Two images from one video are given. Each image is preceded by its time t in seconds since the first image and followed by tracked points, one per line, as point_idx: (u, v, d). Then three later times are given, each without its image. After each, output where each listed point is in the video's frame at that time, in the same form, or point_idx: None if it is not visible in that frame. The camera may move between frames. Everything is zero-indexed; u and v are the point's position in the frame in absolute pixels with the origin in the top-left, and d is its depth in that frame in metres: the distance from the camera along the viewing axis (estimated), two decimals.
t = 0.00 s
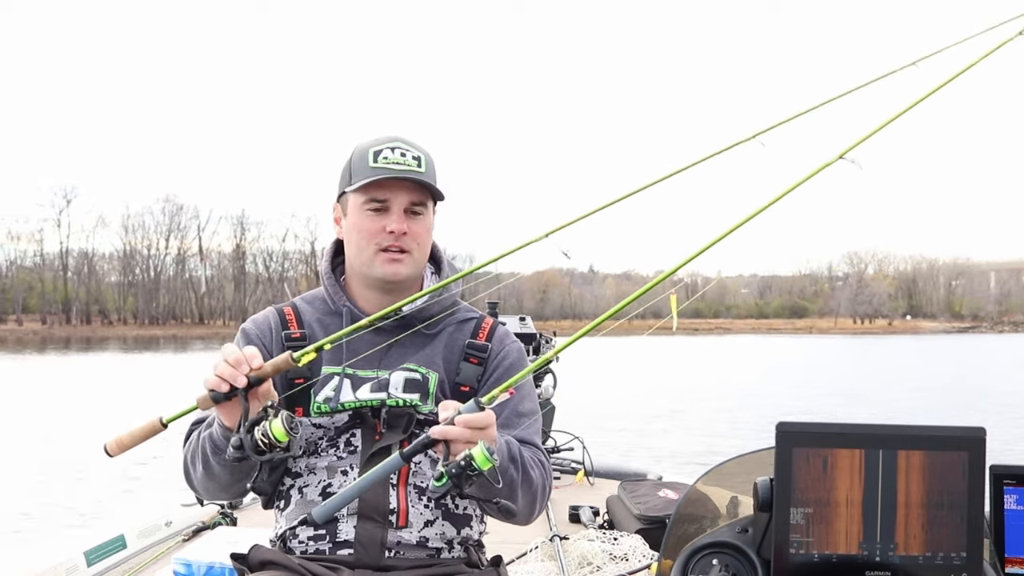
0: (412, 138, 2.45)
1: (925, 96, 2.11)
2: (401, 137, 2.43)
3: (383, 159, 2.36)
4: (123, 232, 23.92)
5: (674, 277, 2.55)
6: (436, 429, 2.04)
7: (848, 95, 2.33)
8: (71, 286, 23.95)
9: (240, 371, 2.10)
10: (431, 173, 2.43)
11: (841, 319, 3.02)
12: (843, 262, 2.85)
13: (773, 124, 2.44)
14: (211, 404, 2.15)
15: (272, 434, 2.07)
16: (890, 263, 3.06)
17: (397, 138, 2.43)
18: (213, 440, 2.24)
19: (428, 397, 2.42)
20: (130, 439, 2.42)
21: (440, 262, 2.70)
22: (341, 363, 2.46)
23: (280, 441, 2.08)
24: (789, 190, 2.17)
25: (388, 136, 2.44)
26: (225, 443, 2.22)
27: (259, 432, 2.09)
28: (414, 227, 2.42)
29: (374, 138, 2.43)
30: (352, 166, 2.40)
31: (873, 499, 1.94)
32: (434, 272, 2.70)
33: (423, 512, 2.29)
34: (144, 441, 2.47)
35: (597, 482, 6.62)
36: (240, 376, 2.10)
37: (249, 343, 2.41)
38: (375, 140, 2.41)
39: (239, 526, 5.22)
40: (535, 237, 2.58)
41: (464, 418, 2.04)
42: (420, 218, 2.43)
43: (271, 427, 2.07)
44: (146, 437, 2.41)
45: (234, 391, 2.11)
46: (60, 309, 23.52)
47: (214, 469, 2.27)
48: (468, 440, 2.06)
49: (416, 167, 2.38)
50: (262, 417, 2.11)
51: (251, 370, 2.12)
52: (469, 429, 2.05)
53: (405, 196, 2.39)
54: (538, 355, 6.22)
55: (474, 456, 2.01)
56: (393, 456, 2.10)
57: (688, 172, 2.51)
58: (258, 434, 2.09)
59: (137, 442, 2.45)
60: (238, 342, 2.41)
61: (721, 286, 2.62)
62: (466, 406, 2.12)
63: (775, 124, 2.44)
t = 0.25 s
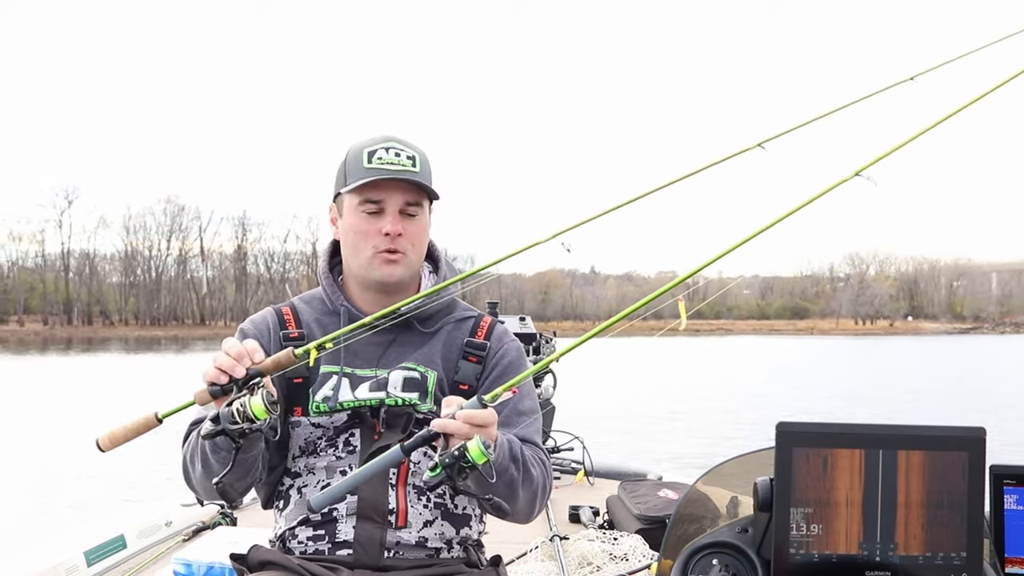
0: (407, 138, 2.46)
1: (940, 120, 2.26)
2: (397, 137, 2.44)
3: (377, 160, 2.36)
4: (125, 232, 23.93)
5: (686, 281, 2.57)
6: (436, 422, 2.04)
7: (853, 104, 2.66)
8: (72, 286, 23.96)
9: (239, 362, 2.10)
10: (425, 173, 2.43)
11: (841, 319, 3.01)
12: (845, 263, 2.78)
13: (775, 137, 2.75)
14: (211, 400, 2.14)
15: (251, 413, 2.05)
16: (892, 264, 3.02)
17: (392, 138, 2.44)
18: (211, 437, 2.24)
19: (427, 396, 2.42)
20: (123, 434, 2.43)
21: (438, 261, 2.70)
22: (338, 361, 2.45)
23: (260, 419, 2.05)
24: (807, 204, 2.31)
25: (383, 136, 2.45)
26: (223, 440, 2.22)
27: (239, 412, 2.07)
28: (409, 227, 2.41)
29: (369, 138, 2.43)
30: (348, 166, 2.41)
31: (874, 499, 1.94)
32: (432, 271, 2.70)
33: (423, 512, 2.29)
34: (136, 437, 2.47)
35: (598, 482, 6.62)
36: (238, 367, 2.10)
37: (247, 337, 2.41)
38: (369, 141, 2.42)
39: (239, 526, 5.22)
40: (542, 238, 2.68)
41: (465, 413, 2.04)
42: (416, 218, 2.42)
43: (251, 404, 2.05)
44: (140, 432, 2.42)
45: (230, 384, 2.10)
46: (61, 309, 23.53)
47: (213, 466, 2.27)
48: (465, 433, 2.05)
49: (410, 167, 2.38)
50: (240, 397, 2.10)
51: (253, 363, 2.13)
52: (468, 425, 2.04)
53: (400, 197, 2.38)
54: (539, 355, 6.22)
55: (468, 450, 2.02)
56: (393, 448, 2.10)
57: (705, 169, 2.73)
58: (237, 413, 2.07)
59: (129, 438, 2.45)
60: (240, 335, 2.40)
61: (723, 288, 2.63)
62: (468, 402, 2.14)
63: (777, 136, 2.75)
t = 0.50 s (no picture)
0: (398, 138, 2.46)
1: (953, 126, 2.08)
2: (388, 137, 2.44)
3: (364, 159, 2.37)
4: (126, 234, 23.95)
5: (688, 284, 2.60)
6: (432, 416, 2.05)
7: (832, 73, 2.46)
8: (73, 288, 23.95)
9: (235, 356, 2.10)
10: (413, 173, 2.42)
11: (842, 318, 3.03)
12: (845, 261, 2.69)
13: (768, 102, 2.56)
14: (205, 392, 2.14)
15: (264, 417, 2.07)
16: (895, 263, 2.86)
17: (383, 138, 2.44)
18: (207, 434, 2.24)
19: (425, 397, 2.42)
20: (122, 429, 2.45)
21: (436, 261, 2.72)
22: (336, 362, 2.47)
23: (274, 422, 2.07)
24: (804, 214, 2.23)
25: (375, 136, 2.45)
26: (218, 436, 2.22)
27: (253, 415, 2.09)
28: (392, 227, 2.41)
29: (361, 138, 2.45)
30: (337, 166, 2.43)
31: (874, 499, 1.94)
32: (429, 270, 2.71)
33: (422, 512, 2.29)
34: (137, 431, 2.49)
35: (598, 482, 6.63)
36: (235, 362, 2.09)
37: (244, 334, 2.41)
38: (360, 141, 2.43)
39: (239, 526, 5.22)
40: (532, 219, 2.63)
41: (461, 409, 2.04)
42: (400, 218, 2.41)
43: (264, 409, 2.07)
44: (139, 424, 2.44)
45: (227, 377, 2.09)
46: (63, 311, 23.57)
47: (208, 464, 2.27)
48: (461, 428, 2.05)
49: (396, 167, 2.38)
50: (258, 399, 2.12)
51: (247, 356, 2.10)
52: (464, 419, 2.04)
53: (382, 196, 2.38)
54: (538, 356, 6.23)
55: (468, 448, 2.02)
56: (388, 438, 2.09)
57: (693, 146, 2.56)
58: (251, 416, 2.09)
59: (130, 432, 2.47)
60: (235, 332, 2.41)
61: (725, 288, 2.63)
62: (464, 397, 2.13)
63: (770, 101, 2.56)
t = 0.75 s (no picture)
0: (397, 139, 2.46)
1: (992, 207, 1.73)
2: (387, 138, 2.45)
3: (363, 161, 2.37)
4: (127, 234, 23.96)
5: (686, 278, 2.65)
6: (438, 422, 2.04)
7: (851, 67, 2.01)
8: (75, 289, 23.98)
9: (233, 374, 2.05)
10: (413, 174, 2.42)
11: (843, 317, 2.98)
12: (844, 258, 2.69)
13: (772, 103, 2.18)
14: (205, 404, 2.11)
15: (288, 429, 2.07)
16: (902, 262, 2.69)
17: (382, 139, 2.45)
18: (206, 437, 2.24)
19: (425, 398, 2.42)
20: (128, 437, 2.42)
21: (436, 261, 2.72)
22: (337, 364, 2.47)
23: (297, 433, 2.08)
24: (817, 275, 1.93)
25: (374, 137, 2.46)
26: (217, 440, 2.22)
27: (278, 431, 2.09)
28: (393, 229, 2.40)
29: (360, 140, 2.45)
30: (336, 168, 2.43)
31: (874, 498, 1.94)
32: (430, 270, 2.72)
33: (423, 513, 2.29)
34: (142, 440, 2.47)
35: (598, 482, 6.63)
36: (235, 380, 2.05)
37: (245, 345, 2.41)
38: (359, 142, 2.43)
39: (239, 526, 5.22)
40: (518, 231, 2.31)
41: (467, 415, 2.04)
42: (401, 219, 2.41)
43: (288, 421, 2.08)
44: (145, 436, 2.41)
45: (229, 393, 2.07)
46: (64, 311, 23.60)
47: (207, 466, 2.28)
48: (472, 436, 2.06)
49: (394, 168, 2.38)
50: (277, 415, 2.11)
51: (244, 372, 2.06)
52: (472, 425, 2.04)
53: (382, 198, 2.38)
54: (539, 356, 6.23)
55: (481, 464, 2.06)
56: (384, 430, 2.16)
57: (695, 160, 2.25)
58: (276, 433, 2.09)
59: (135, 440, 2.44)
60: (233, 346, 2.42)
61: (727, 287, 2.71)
62: (469, 401, 2.07)
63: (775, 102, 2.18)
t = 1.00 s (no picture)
0: (399, 140, 2.46)
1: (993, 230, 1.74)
2: (389, 138, 2.45)
3: (365, 162, 2.37)
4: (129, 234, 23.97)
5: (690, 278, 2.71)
6: (444, 422, 2.06)
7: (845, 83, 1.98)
8: (77, 288, 24.03)
9: (238, 377, 2.05)
10: (415, 175, 2.42)
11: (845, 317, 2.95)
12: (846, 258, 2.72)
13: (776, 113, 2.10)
14: (209, 406, 2.12)
15: (290, 435, 2.08)
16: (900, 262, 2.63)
17: (384, 140, 2.44)
18: (210, 439, 2.24)
19: (428, 399, 2.43)
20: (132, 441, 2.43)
21: (439, 261, 2.72)
22: (340, 364, 2.47)
23: (300, 440, 2.09)
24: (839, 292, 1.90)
25: (376, 138, 2.46)
26: (220, 442, 2.22)
27: (280, 437, 2.09)
28: (395, 230, 2.40)
29: (362, 140, 2.45)
30: (339, 169, 2.43)
31: (874, 498, 1.94)
32: (433, 271, 2.71)
33: (424, 513, 2.29)
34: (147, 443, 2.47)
35: (598, 482, 6.63)
36: (239, 383, 2.06)
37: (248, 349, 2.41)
38: (361, 143, 2.43)
39: (239, 526, 5.22)
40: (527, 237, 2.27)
41: (473, 416, 2.05)
42: (403, 221, 2.41)
43: (290, 427, 2.08)
44: (147, 439, 2.41)
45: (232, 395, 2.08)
46: (66, 311, 23.65)
47: (211, 468, 2.28)
48: (477, 436, 2.07)
49: (397, 169, 2.38)
50: (279, 420, 2.11)
51: (249, 375, 2.06)
52: (476, 426, 2.06)
53: (384, 200, 2.38)
54: (539, 356, 6.23)
55: (485, 465, 2.06)
56: (390, 427, 2.18)
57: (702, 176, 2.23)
58: (278, 438, 2.09)
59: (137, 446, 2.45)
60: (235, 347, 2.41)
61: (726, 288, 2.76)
62: (475, 401, 2.08)
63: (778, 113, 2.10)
